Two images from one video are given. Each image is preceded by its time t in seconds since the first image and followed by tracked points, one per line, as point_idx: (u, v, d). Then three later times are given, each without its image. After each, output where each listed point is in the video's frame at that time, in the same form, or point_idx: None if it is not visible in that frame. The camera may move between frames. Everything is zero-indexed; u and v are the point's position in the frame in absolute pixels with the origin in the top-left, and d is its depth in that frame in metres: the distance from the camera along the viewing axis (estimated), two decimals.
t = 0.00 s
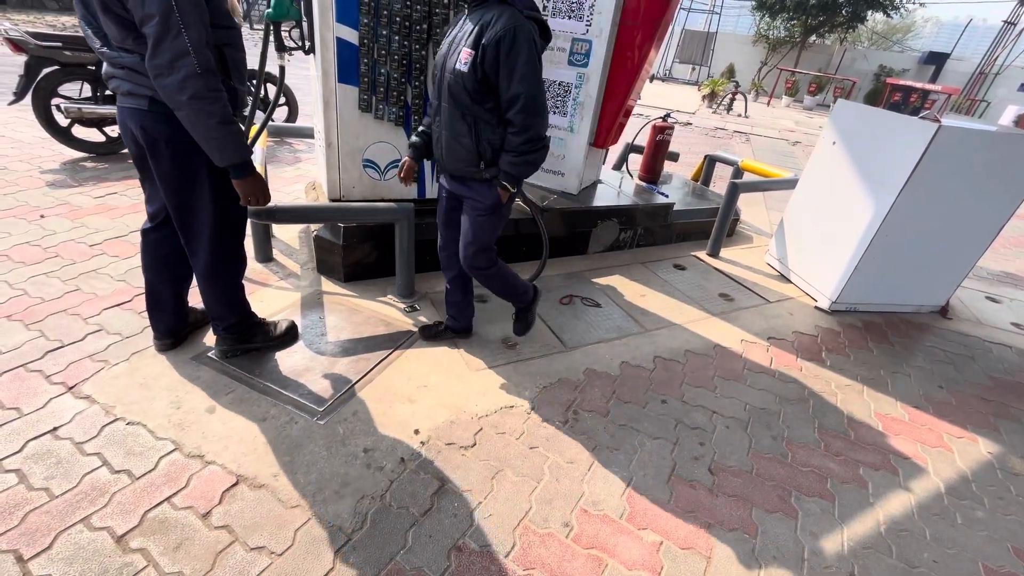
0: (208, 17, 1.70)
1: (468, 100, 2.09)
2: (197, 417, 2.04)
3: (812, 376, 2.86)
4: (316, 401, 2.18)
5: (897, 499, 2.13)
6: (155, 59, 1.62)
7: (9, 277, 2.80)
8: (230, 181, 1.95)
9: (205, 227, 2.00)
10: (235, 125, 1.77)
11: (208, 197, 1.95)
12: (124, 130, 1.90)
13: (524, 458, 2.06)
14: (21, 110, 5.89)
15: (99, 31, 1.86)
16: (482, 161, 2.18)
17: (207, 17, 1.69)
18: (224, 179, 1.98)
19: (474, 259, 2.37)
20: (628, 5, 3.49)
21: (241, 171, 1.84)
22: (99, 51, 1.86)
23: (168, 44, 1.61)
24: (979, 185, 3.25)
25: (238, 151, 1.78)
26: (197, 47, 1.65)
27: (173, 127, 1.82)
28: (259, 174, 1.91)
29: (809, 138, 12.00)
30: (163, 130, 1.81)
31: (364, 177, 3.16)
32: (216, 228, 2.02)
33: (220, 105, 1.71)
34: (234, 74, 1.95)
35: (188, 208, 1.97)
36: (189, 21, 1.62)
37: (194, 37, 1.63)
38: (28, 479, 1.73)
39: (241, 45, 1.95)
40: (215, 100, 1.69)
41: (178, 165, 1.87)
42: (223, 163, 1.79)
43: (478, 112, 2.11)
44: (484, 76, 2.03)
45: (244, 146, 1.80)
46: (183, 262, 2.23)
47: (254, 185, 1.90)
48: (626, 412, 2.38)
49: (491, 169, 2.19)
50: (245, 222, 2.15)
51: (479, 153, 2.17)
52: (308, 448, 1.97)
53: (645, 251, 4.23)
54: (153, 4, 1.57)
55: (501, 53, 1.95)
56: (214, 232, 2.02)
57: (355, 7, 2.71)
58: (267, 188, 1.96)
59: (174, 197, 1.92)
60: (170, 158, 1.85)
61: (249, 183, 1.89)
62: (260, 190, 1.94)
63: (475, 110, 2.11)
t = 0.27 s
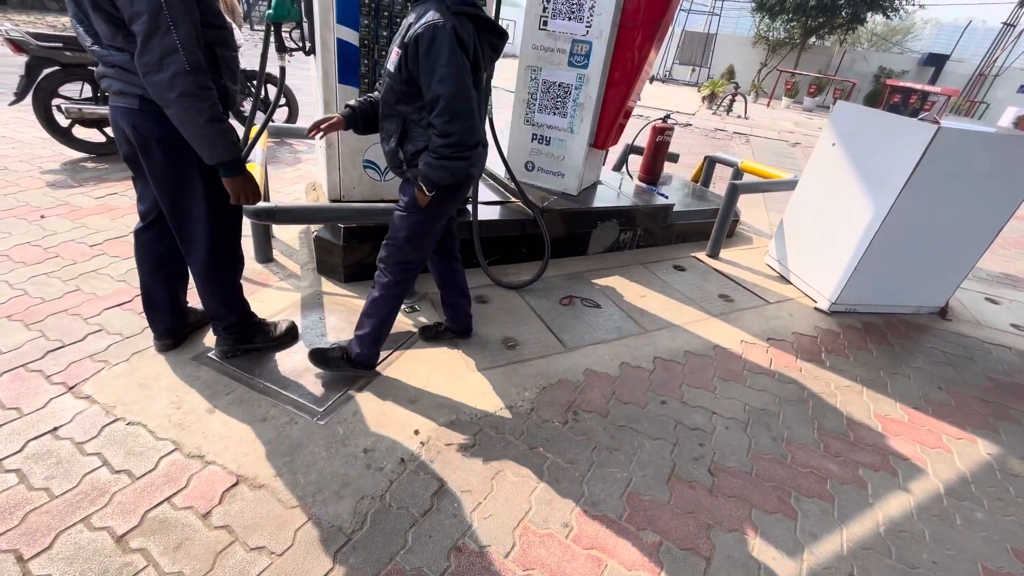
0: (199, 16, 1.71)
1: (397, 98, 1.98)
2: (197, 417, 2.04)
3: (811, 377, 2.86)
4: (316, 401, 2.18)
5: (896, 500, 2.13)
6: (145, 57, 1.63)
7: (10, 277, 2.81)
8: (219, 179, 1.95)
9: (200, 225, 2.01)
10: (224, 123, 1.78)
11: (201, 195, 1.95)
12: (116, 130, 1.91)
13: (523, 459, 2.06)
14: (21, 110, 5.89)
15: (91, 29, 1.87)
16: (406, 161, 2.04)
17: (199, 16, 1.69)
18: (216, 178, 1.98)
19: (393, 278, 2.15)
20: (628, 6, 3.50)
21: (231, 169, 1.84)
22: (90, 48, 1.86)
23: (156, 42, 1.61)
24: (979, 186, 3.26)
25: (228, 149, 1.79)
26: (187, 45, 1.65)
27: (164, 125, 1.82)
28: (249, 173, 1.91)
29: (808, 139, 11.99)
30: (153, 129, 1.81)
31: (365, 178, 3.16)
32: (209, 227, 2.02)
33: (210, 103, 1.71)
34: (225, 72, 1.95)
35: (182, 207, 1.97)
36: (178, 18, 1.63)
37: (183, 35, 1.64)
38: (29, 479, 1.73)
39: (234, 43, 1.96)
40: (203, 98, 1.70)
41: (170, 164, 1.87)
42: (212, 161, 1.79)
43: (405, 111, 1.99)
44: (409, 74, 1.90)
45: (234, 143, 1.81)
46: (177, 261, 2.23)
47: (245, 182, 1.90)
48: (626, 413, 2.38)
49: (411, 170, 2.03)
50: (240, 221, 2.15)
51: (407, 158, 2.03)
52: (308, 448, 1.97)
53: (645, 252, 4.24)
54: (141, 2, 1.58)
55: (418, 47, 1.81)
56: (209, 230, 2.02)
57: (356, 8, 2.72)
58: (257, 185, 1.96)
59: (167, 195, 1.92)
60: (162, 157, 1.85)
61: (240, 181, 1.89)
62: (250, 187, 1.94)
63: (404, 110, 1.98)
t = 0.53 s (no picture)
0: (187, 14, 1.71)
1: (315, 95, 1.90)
2: (197, 418, 2.04)
3: (811, 378, 2.86)
4: (315, 402, 2.18)
5: (895, 501, 2.13)
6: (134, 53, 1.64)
7: (9, 277, 2.81)
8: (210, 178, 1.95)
9: (193, 225, 2.01)
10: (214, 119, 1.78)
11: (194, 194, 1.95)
12: (109, 130, 1.91)
13: (523, 460, 2.06)
14: (20, 111, 5.90)
15: (81, 27, 1.87)
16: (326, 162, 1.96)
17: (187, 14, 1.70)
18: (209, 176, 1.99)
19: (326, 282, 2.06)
20: (628, 7, 3.50)
21: (223, 166, 1.84)
22: (81, 47, 1.86)
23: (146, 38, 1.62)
24: (978, 188, 3.26)
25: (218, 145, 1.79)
26: (177, 42, 1.66)
27: (155, 124, 1.83)
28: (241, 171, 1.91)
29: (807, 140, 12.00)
30: (145, 128, 1.82)
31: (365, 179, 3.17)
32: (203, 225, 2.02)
33: (199, 100, 1.71)
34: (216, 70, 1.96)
35: (175, 207, 1.97)
36: (167, 14, 1.63)
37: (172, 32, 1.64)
38: (28, 479, 1.73)
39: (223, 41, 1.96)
40: (194, 94, 1.70)
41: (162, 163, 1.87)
42: (202, 158, 1.79)
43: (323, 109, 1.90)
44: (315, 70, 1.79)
45: (223, 140, 1.81)
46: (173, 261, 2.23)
47: (237, 179, 1.90)
48: (626, 414, 2.38)
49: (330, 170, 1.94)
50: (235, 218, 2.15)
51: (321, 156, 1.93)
52: (308, 449, 1.97)
53: (645, 252, 4.24)
54: None
55: (314, 40, 1.69)
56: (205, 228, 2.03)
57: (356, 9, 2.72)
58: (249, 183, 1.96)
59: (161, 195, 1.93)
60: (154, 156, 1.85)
61: (232, 178, 1.89)
62: (241, 184, 1.93)
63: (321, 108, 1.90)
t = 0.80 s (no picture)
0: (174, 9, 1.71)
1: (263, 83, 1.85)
2: (197, 419, 2.04)
3: (810, 379, 2.86)
4: (315, 402, 2.18)
5: (895, 501, 2.13)
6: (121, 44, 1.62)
7: (9, 277, 2.81)
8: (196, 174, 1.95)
9: (184, 223, 2.01)
10: (201, 112, 1.77)
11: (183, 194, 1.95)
12: (91, 130, 1.90)
13: (523, 460, 2.06)
14: (20, 111, 5.90)
15: (64, 23, 1.87)
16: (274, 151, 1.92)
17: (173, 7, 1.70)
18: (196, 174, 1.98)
19: (305, 282, 2.05)
20: (628, 8, 3.51)
21: (208, 160, 1.84)
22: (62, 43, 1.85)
23: (134, 29, 1.60)
24: (977, 189, 3.27)
25: (205, 138, 1.79)
26: (165, 33, 1.64)
27: (140, 123, 1.82)
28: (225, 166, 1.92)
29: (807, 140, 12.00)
30: (129, 127, 1.81)
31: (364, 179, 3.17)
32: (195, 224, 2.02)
33: (187, 92, 1.71)
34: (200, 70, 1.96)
35: (164, 206, 1.96)
36: (155, 6, 1.62)
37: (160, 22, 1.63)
38: (28, 479, 1.73)
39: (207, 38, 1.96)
40: (181, 86, 1.69)
41: (149, 163, 1.86)
42: (188, 152, 1.78)
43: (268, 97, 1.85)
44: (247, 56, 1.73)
45: (209, 134, 1.80)
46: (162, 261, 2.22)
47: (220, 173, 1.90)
48: (626, 414, 2.39)
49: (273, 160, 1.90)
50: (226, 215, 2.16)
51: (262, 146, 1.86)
52: (308, 450, 1.97)
53: (644, 253, 4.24)
54: None
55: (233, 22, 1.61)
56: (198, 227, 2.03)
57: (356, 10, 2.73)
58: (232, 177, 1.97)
59: (150, 197, 1.93)
60: (141, 156, 1.85)
61: (217, 171, 1.90)
62: (225, 178, 1.94)
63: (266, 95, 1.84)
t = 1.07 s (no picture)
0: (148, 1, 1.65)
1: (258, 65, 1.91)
2: (196, 419, 2.04)
3: (810, 379, 2.86)
4: (315, 402, 2.18)
5: (894, 501, 2.13)
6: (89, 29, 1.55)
7: (9, 277, 2.81)
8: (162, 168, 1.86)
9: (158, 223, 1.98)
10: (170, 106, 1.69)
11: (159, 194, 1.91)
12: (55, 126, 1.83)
13: (522, 460, 2.06)
14: (19, 111, 5.90)
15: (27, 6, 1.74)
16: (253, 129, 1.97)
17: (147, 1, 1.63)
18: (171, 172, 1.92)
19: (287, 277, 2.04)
20: (627, 8, 3.51)
21: (173, 154, 1.74)
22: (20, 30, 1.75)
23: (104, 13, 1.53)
24: (976, 188, 3.27)
25: (171, 131, 1.70)
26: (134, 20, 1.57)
27: (103, 124, 1.76)
28: (191, 160, 1.81)
29: (807, 140, 11.99)
30: (93, 129, 1.76)
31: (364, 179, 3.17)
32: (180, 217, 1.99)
33: (156, 81, 1.64)
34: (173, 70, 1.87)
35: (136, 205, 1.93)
36: None
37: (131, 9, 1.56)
38: (28, 480, 1.73)
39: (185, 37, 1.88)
40: (150, 76, 1.62)
41: (119, 164, 1.82)
42: (153, 144, 1.69)
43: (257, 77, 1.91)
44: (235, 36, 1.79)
45: (177, 124, 1.71)
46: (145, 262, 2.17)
47: (188, 169, 1.81)
48: (625, 414, 2.38)
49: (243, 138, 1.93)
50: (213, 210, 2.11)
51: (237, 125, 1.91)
52: (308, 450, 1.97)
53: (644, 253, 4.24)
54: None
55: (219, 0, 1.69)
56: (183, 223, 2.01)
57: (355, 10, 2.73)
58: (200, 174, 1.87)
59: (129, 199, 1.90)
60: (110, 158, 1.80)
61: (183, 167, 1.79)
62: (191, 174, 1.83)
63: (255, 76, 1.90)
